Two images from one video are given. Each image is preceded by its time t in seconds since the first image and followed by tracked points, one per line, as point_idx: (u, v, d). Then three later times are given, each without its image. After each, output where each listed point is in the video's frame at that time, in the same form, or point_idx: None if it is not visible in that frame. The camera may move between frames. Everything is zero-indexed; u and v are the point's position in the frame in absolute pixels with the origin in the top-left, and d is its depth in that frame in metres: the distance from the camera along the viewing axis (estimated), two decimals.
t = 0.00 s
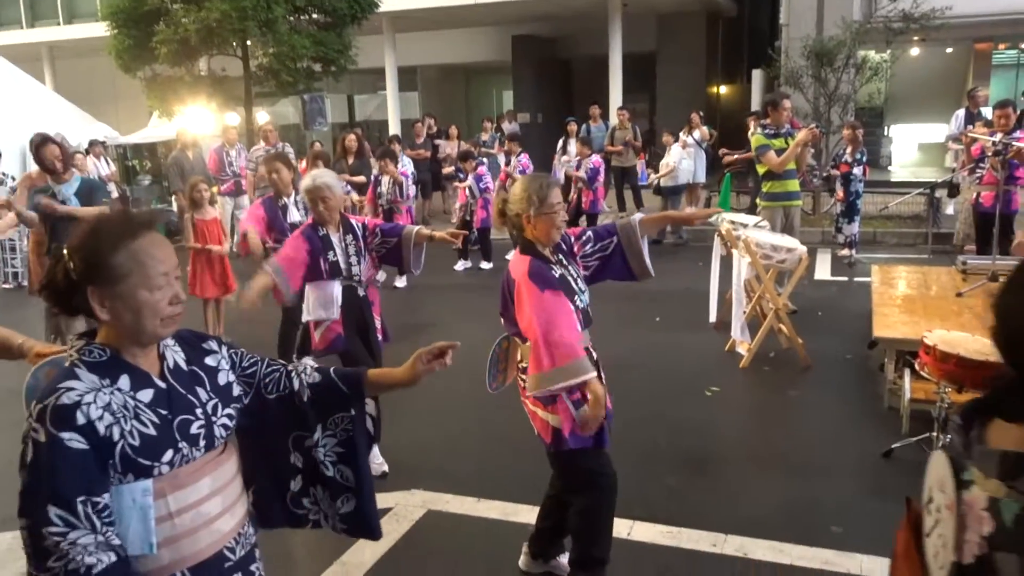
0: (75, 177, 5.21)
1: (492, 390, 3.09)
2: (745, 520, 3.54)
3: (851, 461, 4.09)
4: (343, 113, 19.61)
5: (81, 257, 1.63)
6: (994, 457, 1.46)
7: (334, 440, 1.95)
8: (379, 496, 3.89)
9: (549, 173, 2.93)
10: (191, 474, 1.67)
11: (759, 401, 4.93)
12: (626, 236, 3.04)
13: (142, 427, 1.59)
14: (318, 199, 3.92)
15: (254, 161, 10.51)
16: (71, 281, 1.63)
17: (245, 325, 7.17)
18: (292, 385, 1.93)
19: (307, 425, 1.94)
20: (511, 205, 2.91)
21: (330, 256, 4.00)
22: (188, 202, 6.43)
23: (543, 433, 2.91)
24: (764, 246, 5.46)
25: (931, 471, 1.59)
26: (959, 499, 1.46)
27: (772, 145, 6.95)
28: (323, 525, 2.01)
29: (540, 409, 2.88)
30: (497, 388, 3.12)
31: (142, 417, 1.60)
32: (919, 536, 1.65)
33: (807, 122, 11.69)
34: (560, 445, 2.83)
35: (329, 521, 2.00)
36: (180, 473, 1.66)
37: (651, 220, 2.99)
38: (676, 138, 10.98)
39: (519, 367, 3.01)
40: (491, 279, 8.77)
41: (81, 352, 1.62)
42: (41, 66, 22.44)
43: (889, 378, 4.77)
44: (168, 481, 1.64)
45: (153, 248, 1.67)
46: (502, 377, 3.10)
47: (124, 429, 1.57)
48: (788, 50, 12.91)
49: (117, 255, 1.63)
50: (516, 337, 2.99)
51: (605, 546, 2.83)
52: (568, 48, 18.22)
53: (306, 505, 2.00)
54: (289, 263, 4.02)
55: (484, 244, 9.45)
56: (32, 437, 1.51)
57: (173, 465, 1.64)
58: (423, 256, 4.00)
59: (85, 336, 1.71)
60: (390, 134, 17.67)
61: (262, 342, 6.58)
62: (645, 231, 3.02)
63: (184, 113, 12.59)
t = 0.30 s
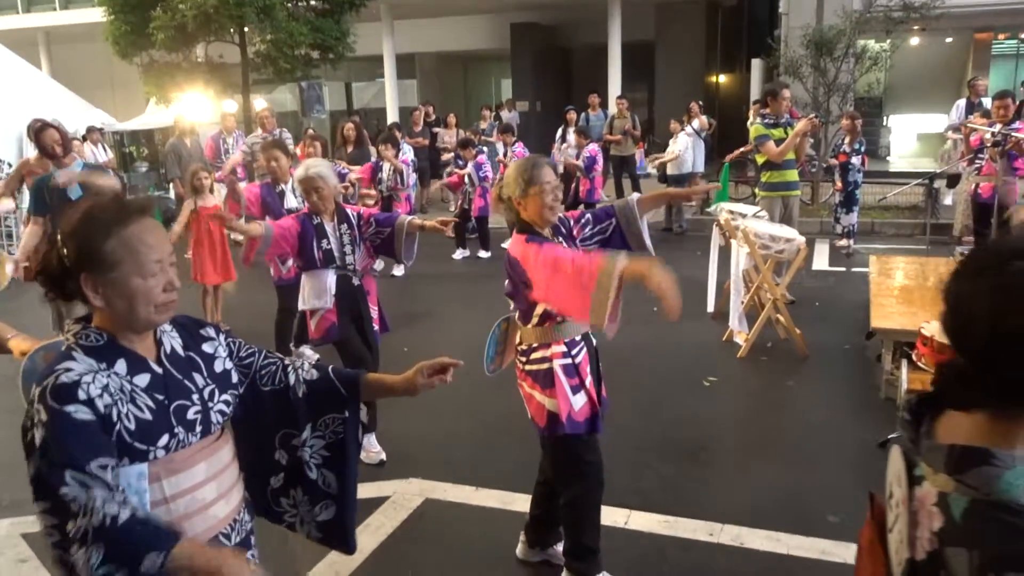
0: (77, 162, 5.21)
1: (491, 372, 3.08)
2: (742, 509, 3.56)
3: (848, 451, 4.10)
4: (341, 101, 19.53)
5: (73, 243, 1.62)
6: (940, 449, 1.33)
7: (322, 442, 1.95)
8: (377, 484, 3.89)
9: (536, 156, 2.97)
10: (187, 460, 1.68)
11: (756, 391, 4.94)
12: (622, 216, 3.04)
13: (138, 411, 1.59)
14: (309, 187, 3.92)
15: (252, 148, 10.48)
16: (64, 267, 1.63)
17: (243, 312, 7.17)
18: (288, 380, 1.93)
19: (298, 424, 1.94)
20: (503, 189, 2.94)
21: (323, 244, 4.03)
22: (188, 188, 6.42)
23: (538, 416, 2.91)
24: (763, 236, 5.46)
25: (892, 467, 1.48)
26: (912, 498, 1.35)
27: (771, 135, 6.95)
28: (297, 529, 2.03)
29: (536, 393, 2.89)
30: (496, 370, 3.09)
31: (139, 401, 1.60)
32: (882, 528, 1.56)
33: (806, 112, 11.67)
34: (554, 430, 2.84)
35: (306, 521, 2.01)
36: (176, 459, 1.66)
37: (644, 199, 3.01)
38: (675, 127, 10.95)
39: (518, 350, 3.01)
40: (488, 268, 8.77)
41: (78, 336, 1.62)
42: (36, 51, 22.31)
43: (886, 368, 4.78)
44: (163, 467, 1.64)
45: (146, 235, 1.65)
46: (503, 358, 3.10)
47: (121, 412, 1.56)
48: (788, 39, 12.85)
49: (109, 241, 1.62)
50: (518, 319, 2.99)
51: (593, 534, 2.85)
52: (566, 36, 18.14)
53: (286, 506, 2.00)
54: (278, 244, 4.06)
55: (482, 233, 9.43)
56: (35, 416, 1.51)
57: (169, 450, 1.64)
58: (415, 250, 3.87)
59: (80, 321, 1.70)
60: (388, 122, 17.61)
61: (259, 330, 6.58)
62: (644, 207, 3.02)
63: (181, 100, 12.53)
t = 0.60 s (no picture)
0: (75, 148, 5.26)
1: (490, 363, 3.09)
2: (740, 501, 3.57)
3: (845, 445, 4.11)
4: (341, 90, 19.46)
5: (73, 224, 1.62)
6: (913, 449, 1.30)
7: (314, 430, 1.94)
8: (376, 475, 3.90)
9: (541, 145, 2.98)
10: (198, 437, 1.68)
11: (755, 384, 4.95)
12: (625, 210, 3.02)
13: (148, 387, 1.58)
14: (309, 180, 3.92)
15: (252, 137, 10.45)
16: (63, 249, 1.62)
17: (242, 301, 7.17)
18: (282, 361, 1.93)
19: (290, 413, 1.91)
20: (506, 177, 2.95)
21: (321, 236, 4.02)
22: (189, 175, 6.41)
23: (537, 407, 2.90)
24: (763, 229, 5.47)
25: (865, 461, 1.48)
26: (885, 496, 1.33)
27: (772, 128, 6.95)
28: (284, 527, 1.98)
29: (536, 383, 2.88)
30: (495, 361, 3.10)
31: (147, 377, 1.59)
32: (855, 523, 1.55)
33: (807, 105, 11.64)
34: (555, 420, 2.83)
35: (293, 517, 1.96)
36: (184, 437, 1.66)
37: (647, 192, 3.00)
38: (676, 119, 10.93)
39: (518, 341, 3.00)
40: (487, 259, 8.77)
41: (80, 317, 1.61)
42: (36, 37, 22.25)
43: (884, 362, 4.79)
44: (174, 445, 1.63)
45: (144, 216, 1.66)
46: (502, 349, 3.10)
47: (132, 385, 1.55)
48: (790, 31, 12.81)
49: (107, 222, 1.62)
50: (518, 309, 2.99)
51: (590, 525, 2.87)
52: (568, 27, 18.07)
53: (271, 502, 1.95)
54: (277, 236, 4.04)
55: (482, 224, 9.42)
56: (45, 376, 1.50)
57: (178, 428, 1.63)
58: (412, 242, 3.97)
59: (80, 301, 1.70)
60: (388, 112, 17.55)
61: (259, 319, 6.58)
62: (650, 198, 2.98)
63: (181, 88, 12.51)
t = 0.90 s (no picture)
0: (73, 147, 5.26)
1: (490, 357, 3.10)
2: (739, 495, 3.58)
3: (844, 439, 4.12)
4: (341, 85, 19.44)
5: (85, 212, 1.61)
6: (889, 437, 1.30)
7: (314, 422, 1.93)
8: (376, 469, 3.92)
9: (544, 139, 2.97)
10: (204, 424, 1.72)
11: (754, 379, 4.95)
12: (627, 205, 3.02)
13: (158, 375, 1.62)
14: (309, 176, 3.94)
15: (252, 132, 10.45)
16: (75, 236, 1.62)
17: (242, 296, 7.18)
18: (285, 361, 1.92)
19: (291, 405, 1.91)
20: (508, 169, 2.95)
21: (323, 231, 4.04)
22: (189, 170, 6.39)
23: (535, 402, 2.90)
24: (763, 224, 5.47)
25: (850, 455, 1.49)
26: (866, 486, 1.34)
27: (773, 122, 6.94)
28: (279, 507, 1.95)
29: (535, 378, 2.88)
30: (495, 355, 3.11)
31: (157, 365, 1.63)
32: (841, 518, 1.55)
33: (808, 100, 11.61)
34: (552, 415, 2.84)
35: (288, 502, 1.94)
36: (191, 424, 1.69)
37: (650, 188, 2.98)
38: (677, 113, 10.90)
39: (517, 335, 3.00)
40: (487, 253, 8.77)
41: (90, 305, 1.62)
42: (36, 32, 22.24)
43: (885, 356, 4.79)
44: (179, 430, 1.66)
45: (157, 206, 1.65)
46: (501, 344, 3.10)
47: (142, 372, 1.59)
48: (792, 26, 12.76)
49: (122, 210, 1.61)
50: (518, 303, 2.99)
51: (590, 519, 2.87)
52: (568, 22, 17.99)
53: (269, 486, 1.94)
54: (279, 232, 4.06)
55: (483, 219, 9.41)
56: (57, 356, 1.53)
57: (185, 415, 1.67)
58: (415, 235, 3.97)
59: (88, 291, 1.69)
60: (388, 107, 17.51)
61: (259, 314, 6.59)
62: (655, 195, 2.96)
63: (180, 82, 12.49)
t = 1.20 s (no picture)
0: (77, 144, 5.24)
1: (491, 356, 3.11)
2: (740, 494, 3.58)
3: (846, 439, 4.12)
4: (342, 84, 19.44)
5: (93, 208, 1.62)
6: (887, 435, 1.30)
7: (318, 422, 1.93)
8: (377, 467, 3.92)
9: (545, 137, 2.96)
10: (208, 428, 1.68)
11: (756, 378, 4.95)
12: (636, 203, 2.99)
13: (160, 377, 1.59)
14: (314, 172, 3.94)
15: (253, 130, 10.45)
16: (83, 233, 1.62)
17: (243, 294, 7.18)
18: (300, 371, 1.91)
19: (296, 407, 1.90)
20: (508, 168, 2.94)
21: (326, 228, 4.04)
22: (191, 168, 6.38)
23: (536, 400, 2.90)
24: (765, 223, 5.46)
25: (846, 456, 1.49)
26: (864, 485, 1.34)
27: (774, 121, 6.94)
28: (283, 502, 1.96)
29: (536, 375, 2.87)
30: (496, 353, 3.12)
31: (159, 367, 1.60)
32: (838, 518, 1.56)
33: (809, 98, 11.60)
34: (553, 412, 2.83)
35: (293, 499, 1.95)
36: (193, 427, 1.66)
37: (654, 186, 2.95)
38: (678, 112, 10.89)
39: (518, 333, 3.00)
40: (489, 252, 8.77)
41: (95, 304, 1.60)
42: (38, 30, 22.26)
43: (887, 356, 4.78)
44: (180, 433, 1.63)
45: (166, 202, 1.66)
46: (502, 343, 3.11)
47: (144, 374, 1.56)
48: (793, 24, 12.75)
49: (130, 206, 1.62)
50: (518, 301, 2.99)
51: (590, 518, 2.87)
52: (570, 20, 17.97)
53: (272, 483, 1.94)
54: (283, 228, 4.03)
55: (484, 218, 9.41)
56: (57, 358, 1.51)
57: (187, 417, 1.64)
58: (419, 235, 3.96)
59: (94, 290, 1.69)
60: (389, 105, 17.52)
61: (260, 312, 6.59)
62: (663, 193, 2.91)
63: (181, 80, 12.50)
